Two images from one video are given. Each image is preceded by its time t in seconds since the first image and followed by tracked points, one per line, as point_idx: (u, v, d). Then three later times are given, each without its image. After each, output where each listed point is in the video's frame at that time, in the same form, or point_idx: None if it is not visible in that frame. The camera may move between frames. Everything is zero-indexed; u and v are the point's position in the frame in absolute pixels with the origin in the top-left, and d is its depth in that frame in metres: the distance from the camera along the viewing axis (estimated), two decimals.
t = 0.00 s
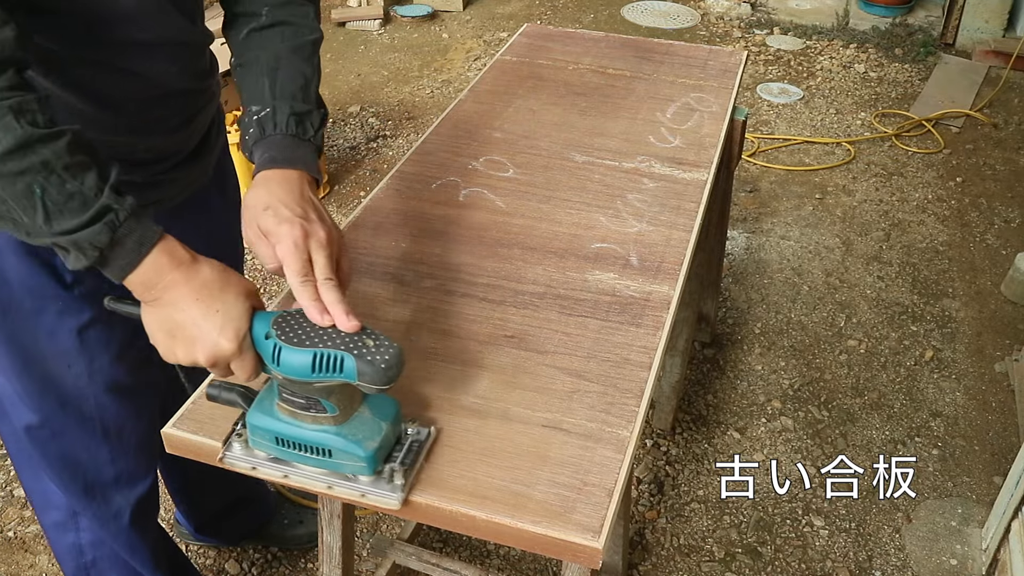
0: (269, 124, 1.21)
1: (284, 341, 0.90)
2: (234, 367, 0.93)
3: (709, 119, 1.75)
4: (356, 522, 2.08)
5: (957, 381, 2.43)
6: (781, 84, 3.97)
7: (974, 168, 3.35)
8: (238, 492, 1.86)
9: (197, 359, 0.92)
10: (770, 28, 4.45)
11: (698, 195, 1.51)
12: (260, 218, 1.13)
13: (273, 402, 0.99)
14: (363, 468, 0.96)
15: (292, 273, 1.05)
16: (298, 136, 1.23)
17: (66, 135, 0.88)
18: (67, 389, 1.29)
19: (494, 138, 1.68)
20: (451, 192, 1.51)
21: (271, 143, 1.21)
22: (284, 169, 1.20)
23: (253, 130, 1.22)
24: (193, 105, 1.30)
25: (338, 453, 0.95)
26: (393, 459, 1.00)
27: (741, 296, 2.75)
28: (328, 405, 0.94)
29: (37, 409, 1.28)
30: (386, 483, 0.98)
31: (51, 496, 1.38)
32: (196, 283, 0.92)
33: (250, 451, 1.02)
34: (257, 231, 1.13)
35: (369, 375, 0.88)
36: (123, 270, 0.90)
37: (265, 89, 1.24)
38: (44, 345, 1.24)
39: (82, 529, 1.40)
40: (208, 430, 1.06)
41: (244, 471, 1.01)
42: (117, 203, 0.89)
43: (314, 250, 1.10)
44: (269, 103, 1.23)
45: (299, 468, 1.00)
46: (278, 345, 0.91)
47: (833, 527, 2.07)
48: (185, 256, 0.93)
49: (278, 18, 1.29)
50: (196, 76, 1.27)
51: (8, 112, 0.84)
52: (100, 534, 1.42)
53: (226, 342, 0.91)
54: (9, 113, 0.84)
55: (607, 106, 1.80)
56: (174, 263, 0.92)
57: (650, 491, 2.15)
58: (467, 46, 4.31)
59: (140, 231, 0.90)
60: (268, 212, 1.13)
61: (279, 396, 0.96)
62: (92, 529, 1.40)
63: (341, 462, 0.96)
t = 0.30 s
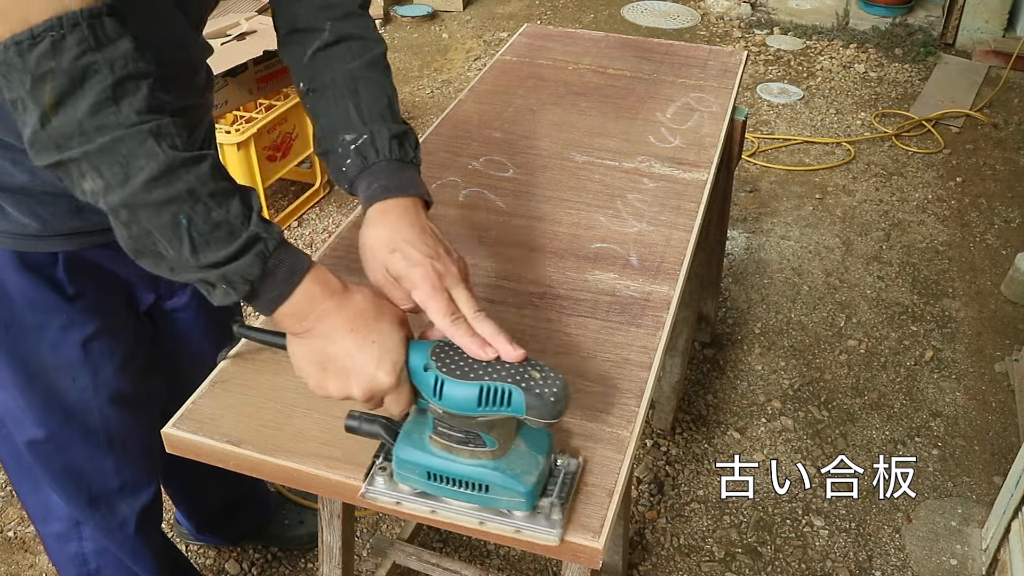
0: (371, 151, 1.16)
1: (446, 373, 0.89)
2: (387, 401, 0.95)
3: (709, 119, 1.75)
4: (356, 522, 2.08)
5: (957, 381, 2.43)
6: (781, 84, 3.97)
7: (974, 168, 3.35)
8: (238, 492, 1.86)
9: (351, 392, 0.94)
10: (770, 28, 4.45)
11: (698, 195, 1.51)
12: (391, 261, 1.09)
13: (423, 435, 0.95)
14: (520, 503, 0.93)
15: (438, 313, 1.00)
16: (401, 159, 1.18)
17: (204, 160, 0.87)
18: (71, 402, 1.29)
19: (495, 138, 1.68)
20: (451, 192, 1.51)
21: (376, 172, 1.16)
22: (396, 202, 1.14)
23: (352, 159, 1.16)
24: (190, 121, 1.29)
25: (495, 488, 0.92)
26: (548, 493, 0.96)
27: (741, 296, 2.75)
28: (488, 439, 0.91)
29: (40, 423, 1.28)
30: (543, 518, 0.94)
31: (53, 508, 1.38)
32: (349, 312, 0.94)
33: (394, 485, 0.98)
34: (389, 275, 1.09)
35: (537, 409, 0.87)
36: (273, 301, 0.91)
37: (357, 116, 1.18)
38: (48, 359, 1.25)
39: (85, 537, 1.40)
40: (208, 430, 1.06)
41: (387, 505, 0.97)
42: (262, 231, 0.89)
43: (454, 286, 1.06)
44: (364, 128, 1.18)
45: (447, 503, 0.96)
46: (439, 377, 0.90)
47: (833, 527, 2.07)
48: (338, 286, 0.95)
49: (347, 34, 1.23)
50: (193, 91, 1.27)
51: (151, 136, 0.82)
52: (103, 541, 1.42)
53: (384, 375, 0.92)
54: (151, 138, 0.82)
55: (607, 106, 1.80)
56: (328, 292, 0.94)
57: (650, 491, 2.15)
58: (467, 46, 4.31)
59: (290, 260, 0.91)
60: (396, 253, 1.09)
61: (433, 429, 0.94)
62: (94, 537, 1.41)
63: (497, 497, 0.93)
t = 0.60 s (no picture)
0: (464, 151, 1.17)
1: (565, 367, 0.93)
2: (504, 401, 0.97)
3: (709, 119, 1.75)
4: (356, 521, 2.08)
5: (957, 381, 2.43)
6: (781, 84, 3.97)
7: (974, 168, 3.35)
8: (239, 492, 1.86)
9: (470, 395, 0.95)
10: (770, 28, 4.45)
11: (698, 195, 1.51)
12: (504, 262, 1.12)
13: (530, 433, 0.97)
14: (633, 491, 0.95)
15: (552, 309, 1.04)
16: (491, 158, 1.20)
17: (318, 161, 0.86)
18: (74, 413, 1.28)
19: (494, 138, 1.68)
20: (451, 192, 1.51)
21: (469, 173, 1.18)
22: (498, 202, 1.18)
23: (442, 162, 1.17)
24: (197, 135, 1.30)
25: (609, 477, 0.94)
26: (654, 480, 0.99)
27: (741, 296, 2.75)
28: (603, 429, 0.94)
29: (43, 435, 1.27)
30: (654, 504, 0.96)
31: (51, 518, 1.36)
32: (466, 313, 0.96)
33: (500, 484, 0.98)
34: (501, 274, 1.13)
35: (656, 394, 0.92)
36: (390, 306, 0.92)
37: (438, 117, 1.18)
38: (50, 371, 1.24)
39: (84, 546, 1.39)
40: (208, 429, 1.06)
41: (495, 506, 0.96)
42: (379, 230, 0.89)
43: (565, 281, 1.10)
44: (451, 129, 1.18)
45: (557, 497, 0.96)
46: (558, 372, 0.93)
47: (833, 527, 2.07)
48: (451, 288, 0.96)
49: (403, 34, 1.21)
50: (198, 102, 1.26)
51: (267, 136, 0.82)
52: (103, 549, 1.40)
53: (504, 374, 0.94)
54: (268, 138, 0.81)
55: (607, 107, 1.80)
56: (445, 295, 0.95)
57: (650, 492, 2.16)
58: (467, 47, 4.31)
59: (406, 262, 0.92)
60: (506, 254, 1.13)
61: (545, 425, 0.95)
62: (95, 545, 1.39)
63: (611, 486, 0.94)
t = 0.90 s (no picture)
0: (464, 134, 1.20)
1: (568, 338, 0.95)
2: (508, 375, 0.98)
3: (709, 119, 1.75)
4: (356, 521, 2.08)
5: (957, 381, 2.43)
6: (781, 84, 3.97)
7: (974, 168, 3.35)
8: (239, 492, 1.86)
9: (478, 370, 0.95)
10: (770, 28, 4.45)
11: (698, 195, 1.51)
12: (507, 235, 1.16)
13: (534, 405, 0.99)
14: (635, 455, 0.98)
15: (554, 280, 1.08)
16: (489, 140, 1.23)
17: (327, 147, 0.86)
18: (75, 413, 1.28)
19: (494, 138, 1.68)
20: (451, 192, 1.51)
21: (470, 155, 1.20)
22: (498, 181, 1.21)
23: (443, 145, 1.20)
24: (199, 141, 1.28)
25: (612, 443, 0.97)
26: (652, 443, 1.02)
27: (741, 296, 2.75)
28: (605, 396, 0.98)
29: (44, 434, 1.26)
30: (654, 466, 1.00)
31: (51, 517, 1.36)
32: (473, 292, 0.95)
33: (504, 458, 0.99)
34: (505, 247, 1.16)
35: (655, 359, 0.95)
36: (401, 287, 0.91)
37: (435, 103, 1.21)
38: (52, 372, 1.23)
39: (85, 546, 1.39)
40: (208, 429, 1.06)
41: (500, 480, 0.99)
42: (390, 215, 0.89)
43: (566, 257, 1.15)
44: (449, 115, 1.21)
45: (560, 466, 0.99)
46: (562, 343, 0.95)
47: (833, 527, 2.07)
48: (457, 267, 0.95)
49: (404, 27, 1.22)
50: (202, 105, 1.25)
51: (278, 125, 0.81)
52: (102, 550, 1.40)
53: (511, 350, 0.95)
54: (280, 128, 0.81)
55: (607, 106, 1.80)
56: (451, 275, 0.94)
57: (650, 492, 2.16)
58: (467, 46, 4.31)
59: (416, 243, 0.91)
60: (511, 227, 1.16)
61: (548, 397, 0.98)
62: (95, 545, 1.39)
63: (613, 452, 0.97)
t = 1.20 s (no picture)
0: (423, 101, 1.24)
1: (496, 304, 0.99)
2: (440, 341, 1.02)
3: (709, 119, 1.75)
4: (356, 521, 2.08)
5: (957, 381, 2.43)
6: (781, 84, 3.97)
7: (974, 168, 3.35)
8: (240, 492, 1.86)
9: (410, 335, 0.99)
10: (770, 28, 4.45)
11: (698, 195, 1.51)
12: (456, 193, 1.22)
13: (467, 369, 1.05)
14: (565, 417, 1.03)
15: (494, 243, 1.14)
16: (448, 109, 1.28)
17: (261, 131, 0.90)
18: (82, 401, 1.27)
19: (495, 138, 1.68)
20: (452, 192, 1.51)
21: (428, 121, 1.25)
22: (454, 146, 1.26)
23: (403, 111, 1.24)
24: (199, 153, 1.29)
25: (542, 406, 1.03)
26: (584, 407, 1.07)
27: (741, 296, 2.75)
28: (534, 361, 1.03)
29: (51, 423, 1.26)
30: (583, 429, 1.05)
31: (56, 510, 1.35)
32: (403, 261, 0.99)
33: (440, 420, 1.05)
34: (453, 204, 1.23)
35: (581, 324, 1.00)
36: (334, 259, 0.95)
37: (399, 72, 1.25)
38: (60, 361, 1.23)
39: (89, 540, 1.39)
40: (207, 429, 1.06)
41: (437, 441, 1.05)
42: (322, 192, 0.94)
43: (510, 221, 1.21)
44: (410, 82, 1.25)
45: (493, 429, 1.05)
46: (490, 309, 0.99)
47: (833, 527, 2.07)
48: (387, 238, 0.99)
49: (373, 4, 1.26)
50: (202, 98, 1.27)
51: (216, 111, 0.85)
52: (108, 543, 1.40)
53: (441, 315, 0.98)
54: (217, 113, 0.85)
55: (607, 106, 1.80)
56: (381, 246, 0.98)
57: (650, 491, 2.16)
58: (467, 46, 4.31)
59: (346, 218, 0.95)
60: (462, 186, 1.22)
61: (480, 361, 1.03)
62: (100, 538, 1.39)
63: (543, 415, 1.03)
